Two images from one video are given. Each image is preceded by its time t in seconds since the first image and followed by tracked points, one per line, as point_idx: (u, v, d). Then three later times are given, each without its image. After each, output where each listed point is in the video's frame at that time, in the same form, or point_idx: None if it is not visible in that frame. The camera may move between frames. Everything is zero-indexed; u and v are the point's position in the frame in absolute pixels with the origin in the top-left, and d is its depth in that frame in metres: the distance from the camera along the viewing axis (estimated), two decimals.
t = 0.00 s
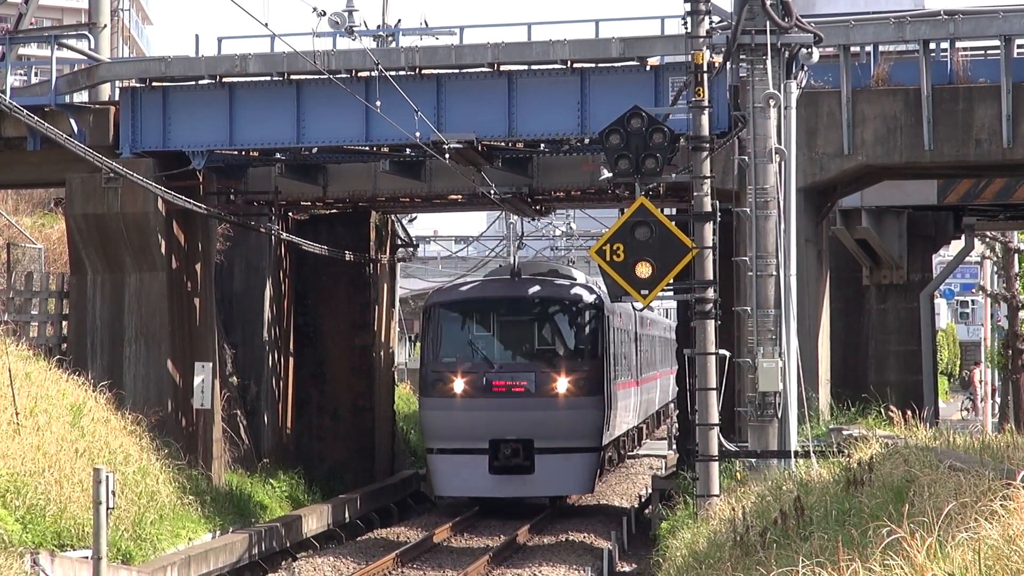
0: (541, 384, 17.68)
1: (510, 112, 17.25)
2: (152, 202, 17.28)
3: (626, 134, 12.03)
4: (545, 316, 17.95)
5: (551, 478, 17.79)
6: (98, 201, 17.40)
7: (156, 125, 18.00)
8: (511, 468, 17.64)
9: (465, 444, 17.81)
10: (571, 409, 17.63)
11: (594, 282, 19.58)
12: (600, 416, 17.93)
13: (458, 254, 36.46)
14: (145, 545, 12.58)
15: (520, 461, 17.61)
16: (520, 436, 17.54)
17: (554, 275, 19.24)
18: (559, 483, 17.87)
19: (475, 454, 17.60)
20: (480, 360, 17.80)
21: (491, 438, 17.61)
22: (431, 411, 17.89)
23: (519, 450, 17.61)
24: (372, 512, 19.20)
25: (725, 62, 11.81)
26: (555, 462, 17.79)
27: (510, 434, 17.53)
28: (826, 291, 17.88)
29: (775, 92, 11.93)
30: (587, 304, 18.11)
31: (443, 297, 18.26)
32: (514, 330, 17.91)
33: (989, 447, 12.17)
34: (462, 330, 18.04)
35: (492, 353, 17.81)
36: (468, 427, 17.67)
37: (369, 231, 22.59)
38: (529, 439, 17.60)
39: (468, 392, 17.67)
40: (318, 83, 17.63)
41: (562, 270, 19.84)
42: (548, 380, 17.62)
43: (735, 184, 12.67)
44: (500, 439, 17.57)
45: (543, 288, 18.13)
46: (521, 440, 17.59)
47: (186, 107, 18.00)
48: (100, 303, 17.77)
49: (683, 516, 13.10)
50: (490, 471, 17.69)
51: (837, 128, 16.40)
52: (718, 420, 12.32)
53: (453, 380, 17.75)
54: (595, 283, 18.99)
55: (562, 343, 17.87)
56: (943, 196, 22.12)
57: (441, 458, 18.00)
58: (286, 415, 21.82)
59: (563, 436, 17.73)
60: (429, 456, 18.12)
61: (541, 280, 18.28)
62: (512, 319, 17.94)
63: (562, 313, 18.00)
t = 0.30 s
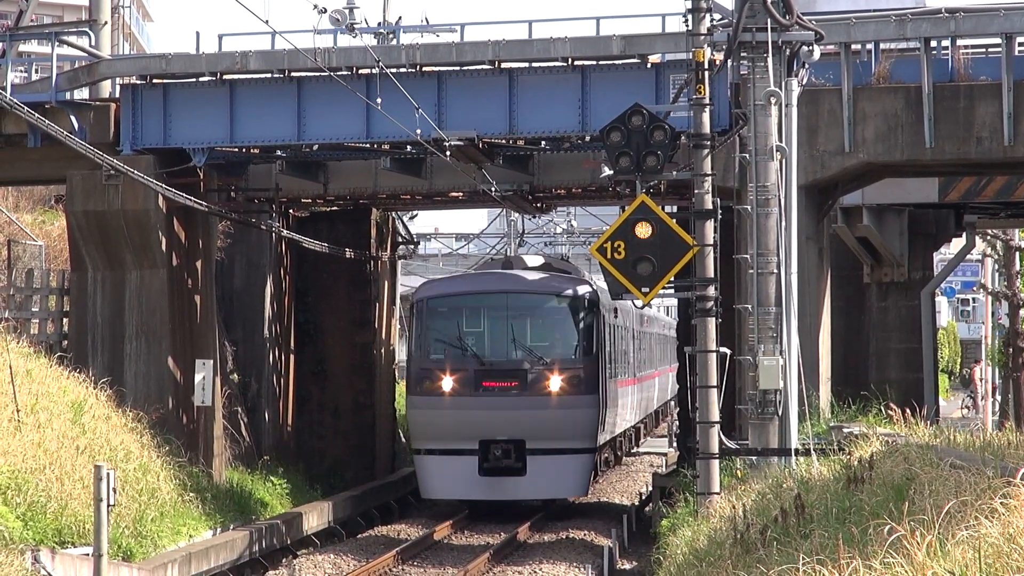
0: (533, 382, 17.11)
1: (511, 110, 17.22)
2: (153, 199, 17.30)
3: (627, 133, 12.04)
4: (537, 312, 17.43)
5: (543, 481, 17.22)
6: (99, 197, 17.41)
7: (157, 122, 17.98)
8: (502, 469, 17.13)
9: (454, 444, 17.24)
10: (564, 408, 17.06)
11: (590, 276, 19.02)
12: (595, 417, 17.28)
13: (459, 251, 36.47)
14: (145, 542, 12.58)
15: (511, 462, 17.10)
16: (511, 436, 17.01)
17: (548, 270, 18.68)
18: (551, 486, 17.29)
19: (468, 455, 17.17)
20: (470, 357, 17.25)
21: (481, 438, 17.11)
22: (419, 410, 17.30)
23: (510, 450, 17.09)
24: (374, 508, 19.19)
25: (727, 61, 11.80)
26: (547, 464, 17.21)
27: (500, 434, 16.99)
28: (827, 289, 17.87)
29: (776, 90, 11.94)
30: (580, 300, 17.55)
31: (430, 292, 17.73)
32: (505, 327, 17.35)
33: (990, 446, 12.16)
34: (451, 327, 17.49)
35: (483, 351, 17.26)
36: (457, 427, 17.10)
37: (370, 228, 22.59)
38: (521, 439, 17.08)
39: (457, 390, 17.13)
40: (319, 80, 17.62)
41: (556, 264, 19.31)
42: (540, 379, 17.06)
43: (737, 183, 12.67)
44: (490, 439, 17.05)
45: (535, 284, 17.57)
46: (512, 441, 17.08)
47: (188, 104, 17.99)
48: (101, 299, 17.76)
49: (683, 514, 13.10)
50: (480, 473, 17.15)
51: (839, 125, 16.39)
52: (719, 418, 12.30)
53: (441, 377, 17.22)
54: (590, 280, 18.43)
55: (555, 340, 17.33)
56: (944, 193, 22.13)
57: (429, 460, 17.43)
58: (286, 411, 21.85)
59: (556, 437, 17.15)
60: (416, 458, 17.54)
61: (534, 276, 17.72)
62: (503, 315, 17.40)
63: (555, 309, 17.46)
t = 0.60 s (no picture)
0: (525, 381, 15.92)
1: (512, 108, 17.23)
2: (154, 197, 17.33)
3: (628, 130, 12.05)
4: (529, 306, 16.23)
5: (537, 485, 16.08)
6: (100, 195, 17.44)
7: (158, 121, 17.98)
8: (492, 472, 16.02)
9: (441, 445, 16.14)
10: (558, 409, 15.88)
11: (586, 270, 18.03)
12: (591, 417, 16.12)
13: (460, 250, 36.52)
14: (146, 540, 12.58)
15: (501, 465, 15.97)
16: (501, 436, 15.88)
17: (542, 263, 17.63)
18: (545, 490, 16.13)
19: (455, 456, 16.12)
20: (458, 354, 16.13)
21: (470, 440, 15.99)
22: (404, 409, 16.20)
23: (500, 452, 15.94)
24: (374, 506, 19.16)
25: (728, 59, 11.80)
26: (541, 467, 16.08)
27: (489, 435, 15.87)
28: (828, 287, 17.89)
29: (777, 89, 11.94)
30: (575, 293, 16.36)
31: (419, 286, 16.63)
32: (495, 322, 16.20)
33: (990, 444, 12.15)
34: (439, 323, 16.39)
35: (472, 347, 16.14)
36: (444, 427, 16.01)
37: (370, 226, 22.60)
38: (511, 440, 15.94)
39: (445, 388, 16.01)
40: (321, 78, 17.62)
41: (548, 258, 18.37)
42: (533, 377, 15.88)
43: (738, 180, 12.68)
44: (479, 440, 15.94)
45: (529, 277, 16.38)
46: (502, 442, 15.94)
47: (189, 102, 17.99)
48: (101, 297, 17.76)
49: (683, 512, 13.09)
50: (469, 476, 16.08)
51: (839, 124, 16.38)
52: (719, 416, 12.31)
53: (428, 375, 16.09)
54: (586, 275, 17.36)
55: (549, 336, 16.16)
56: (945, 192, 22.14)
57: (415, 461, 16.35)
58: (286, 409, 21.86)
59: (550, 438, 16.00)
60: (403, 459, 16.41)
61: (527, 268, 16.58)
62: (493, 310, 16.25)
63: (548, 302, 16.26)
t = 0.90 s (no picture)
0: (516, 380, 15.23)
1: (513, 105, 17.21)
2: (155, 194, 17.32)
3: (629, 128, 12.05)
4: (521, 301, 15.55)
5: (528, 489, 15.24)
6: (100, 192, 17.39)
7: (159, 118, 17.96)
8: (481, 474, 15.19)
9: (427, 446, 15.33)
10: (551, 409, 15.15)
11: (581, 266, 17.35)
12: (584, 419, 15.39)
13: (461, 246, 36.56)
14: (147, 536, 12.60)
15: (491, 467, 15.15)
16: (492, 437, 15.10)
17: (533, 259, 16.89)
18: (538, 495, 15.31)
19: (443, 457, 15.29)
20: (446, 350, 15.38)
21: (459, 440, 15.20)
22: (389, 408, 15.40)
23: (489, 453, 15.12)
24: (375, 502, 19.14)
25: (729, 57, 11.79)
26: (533, 470, 15.27)
27: (479, 435, 15.09)
28: (829, 285, 17.88)
29: (777, 87, 11.94)
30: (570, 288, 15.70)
31: (405, 279, 15.86)
32: (486, 318, 15.50)
33: (991, 442, 12.16)
34: (426, 318, 15.65)
35: (461, 344, 15.41)
36: (431, 427, 15.22)
37: (372, 223, 22.62)
38: (502, 441, 15.16)
39: (432, 386, 15.26)
40: (322, 75, 17.61)
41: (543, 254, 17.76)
42: (524, 375, 15.20)
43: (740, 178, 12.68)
44: (468, 441, 15.14)
45: (521, 272, 15.69)
46: (493, 443, 15.15)
47: (190, 99, 17.97)
48: (102, 294, 17.75)
49: (685, 510, 13.08)
50: (457, 479, 15.25)
51: (840, 121, 16.36)
52: (720, 414, 12.29)
53: (415, 373, 15.34)
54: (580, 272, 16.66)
55: (542, 334, 15.50)
56: (947, 188, 22.14)
57: (400, 463, 15.49)
58: (288, 405, 21.87)
59: (542, 440, 15.25)
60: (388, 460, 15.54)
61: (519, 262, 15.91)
62: (484, 305, 15.55)
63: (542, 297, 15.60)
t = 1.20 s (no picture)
0: (505, 378, 14.89)
1: (514, 103, 17.22)
2: (156, 191, 17.32)
3: (631, 125, 12.07)
4: (510, 295, 15.27)
5: (517, 492, 14.87)
6: (102, 189, 17.42)
7: (161, 116, 17.98)
8: (468, 478, 14.86)
9: (412, 448, 14.97)
10: (542, 409, 14.81)
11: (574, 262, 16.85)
12: (576, 417, 15.04)
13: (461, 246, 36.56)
14: (149, 534, 12.61)
15: (478, 469, 14.82)
16: (479, 439, 14.74)
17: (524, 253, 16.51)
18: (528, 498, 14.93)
19: (429, 460, 14.94)
20: (432, 348, 15.05)
21: (445, 442, 14.86)
22: (373, 409, 15.06)
23: (477, 456, 14.81)
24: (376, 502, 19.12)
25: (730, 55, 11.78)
26: (522, 473, 14.89)
27: (466, 437, 14.73)
28: (829, 285, 17.88)
29: (778, 84, 11.95)
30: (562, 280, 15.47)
31: (389, 274, 15.48)
32: (474, 314, 15.17)
33: (990, 440, 12.17)
34: (411, 314, 15.29)
35: (449, 341, 15.09)
36: (416, 429, 14.87)
37: (374, 221, 22.73)
38: (490, 443, 14.80)
39: (418, 386, 14.90)
40: (324, 73, 17.64)
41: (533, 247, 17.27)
42: (513, 374, 14.85)
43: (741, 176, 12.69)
44: (455, 443, 14.80)
45: (511, 267, 15.36)
46: (479, 445, 14.80)
47: (192, 98, 17.99)
48: (104, 292, 17.77)
49: (686, 508, 13.06)
50: (443, 481, 14.92)
51: (841, 120, 16.38)
52: (721, 412, 12.30)
53: (399, 372, 14.98)
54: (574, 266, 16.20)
55: (532, 330, 15.15)
56: (948, 187, 22.17)
57: (385, 465, 15.15)
58: (289, 404, 21.91)
59: (532, 441, 14.87)
60: (372, 463, 15.21)
61: (509, 256, 15.55)
62: (471, 301, 15.23)
63: (532, 290, 15.30)
